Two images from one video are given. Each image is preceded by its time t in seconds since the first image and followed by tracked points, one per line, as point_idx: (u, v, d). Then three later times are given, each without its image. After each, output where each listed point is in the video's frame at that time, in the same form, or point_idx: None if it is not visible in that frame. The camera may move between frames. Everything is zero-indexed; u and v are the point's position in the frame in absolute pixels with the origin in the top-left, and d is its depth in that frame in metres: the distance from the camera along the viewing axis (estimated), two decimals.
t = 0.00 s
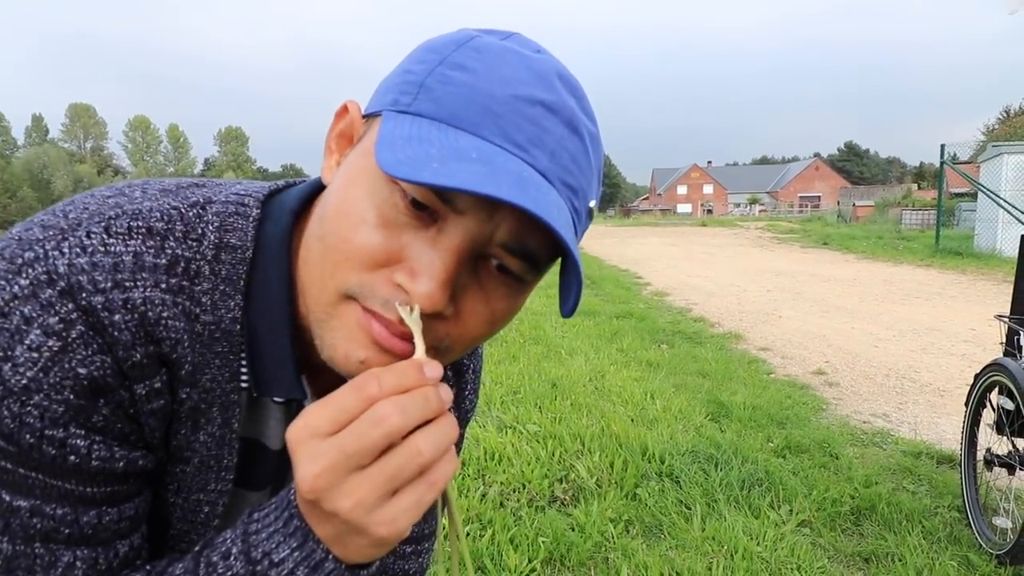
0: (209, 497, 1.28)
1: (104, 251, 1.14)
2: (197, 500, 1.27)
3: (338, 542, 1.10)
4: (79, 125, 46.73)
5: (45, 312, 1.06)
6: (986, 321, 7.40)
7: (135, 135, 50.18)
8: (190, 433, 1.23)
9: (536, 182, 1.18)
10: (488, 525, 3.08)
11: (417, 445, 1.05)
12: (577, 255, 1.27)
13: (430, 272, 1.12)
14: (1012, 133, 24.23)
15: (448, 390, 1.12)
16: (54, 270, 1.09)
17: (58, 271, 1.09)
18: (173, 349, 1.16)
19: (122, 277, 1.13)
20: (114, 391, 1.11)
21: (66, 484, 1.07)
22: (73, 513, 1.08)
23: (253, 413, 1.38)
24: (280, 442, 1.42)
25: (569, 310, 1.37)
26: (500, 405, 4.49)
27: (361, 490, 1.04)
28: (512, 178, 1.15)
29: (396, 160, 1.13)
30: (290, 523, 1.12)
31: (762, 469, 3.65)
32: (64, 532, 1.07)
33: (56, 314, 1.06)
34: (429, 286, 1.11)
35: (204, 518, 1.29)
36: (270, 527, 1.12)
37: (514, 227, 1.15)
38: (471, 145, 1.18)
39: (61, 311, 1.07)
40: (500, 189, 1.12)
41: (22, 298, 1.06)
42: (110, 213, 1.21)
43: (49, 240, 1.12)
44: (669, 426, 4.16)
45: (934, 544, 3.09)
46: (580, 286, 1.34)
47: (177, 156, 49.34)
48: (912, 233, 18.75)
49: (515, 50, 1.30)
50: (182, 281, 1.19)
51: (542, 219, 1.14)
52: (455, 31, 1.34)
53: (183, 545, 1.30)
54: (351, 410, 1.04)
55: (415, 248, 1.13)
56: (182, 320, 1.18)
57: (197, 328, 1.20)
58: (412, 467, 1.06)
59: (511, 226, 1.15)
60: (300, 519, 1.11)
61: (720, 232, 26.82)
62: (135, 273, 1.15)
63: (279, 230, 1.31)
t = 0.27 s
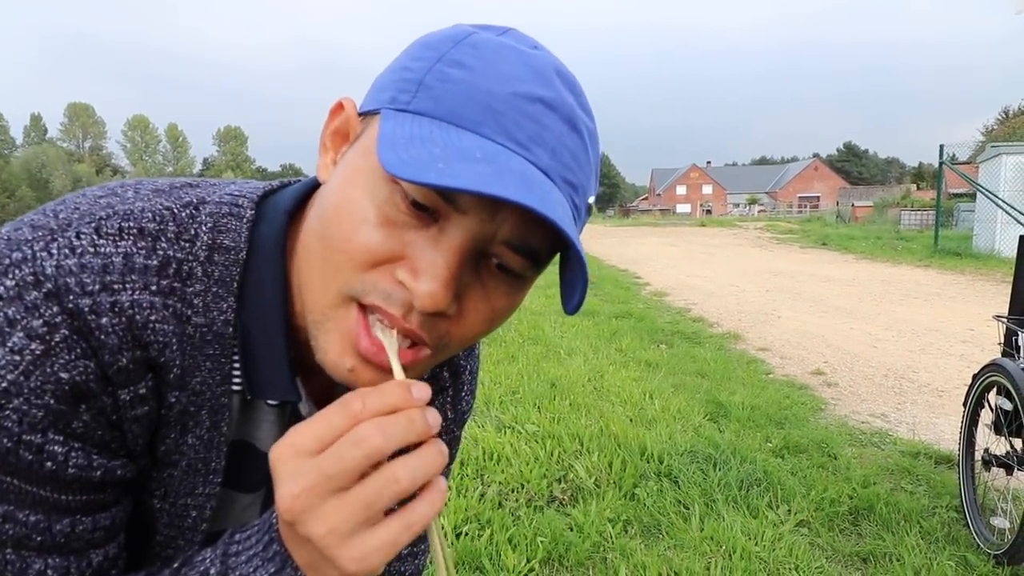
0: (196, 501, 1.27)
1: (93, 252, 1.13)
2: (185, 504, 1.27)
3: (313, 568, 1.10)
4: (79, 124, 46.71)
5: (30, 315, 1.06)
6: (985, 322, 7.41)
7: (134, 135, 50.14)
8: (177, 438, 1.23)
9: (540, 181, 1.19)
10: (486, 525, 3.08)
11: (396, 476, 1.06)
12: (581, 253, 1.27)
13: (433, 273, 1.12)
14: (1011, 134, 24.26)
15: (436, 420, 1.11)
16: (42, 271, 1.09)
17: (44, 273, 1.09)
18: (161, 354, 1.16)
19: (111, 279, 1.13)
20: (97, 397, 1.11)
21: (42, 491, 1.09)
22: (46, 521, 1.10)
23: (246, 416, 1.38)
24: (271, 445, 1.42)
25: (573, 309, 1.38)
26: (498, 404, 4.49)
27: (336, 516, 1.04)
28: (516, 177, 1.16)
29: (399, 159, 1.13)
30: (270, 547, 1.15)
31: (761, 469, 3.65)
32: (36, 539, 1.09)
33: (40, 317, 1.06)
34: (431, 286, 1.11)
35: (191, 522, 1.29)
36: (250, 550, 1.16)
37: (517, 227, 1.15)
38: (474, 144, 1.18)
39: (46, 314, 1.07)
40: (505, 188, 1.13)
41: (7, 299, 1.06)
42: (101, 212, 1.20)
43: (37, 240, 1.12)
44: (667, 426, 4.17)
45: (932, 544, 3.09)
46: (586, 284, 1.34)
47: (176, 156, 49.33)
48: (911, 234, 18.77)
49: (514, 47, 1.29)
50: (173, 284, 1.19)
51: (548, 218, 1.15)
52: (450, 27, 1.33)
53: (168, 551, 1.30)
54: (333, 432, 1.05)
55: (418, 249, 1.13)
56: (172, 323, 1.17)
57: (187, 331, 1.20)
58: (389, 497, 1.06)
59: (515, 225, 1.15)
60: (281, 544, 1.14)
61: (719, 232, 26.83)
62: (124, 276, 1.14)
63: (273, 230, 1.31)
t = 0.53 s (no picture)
0: (196, 505, 1.27)
1: (91, 259, 1.13)
2: (185, 508, 1.26)
3: (308, 561, 1.12)
4: (77, 123, 46.66)
5: (27, 323, 1.06)
6: (984, 321, 7.41)
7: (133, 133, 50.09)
8: (176, 443, 1.22)
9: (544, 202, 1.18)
10: (484, 524, 3.07)
11: (388, 455, 1.09)
12: (589, 273, 1.27)
13: (437, 291, 1.11)
14: (1009, 134, 24.28)
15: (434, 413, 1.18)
16: (39, 279, 1.08)
17: (42, 280, 1.08)
18: (160, 360, 1.16)
19: (108, 286, 1.12)
20: (96, 404, 1.11)
21: (40, 498, 1.09)
22: (45, 527, 1.11)
23: (246, 418, 1.38)
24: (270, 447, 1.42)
25: (581, 327, 1.37)
26: (497, 403, 4.49)
27: (328, 492, 1.07)
28: (520, 201, 1.15)
29: (403, 183, 1.12)
30: (272, 548, 1.17)
31: (760, 469, 3.65)
32: (36, 545, 1.10)
33: (38, 325, 1.06)
34: (436, 305, 1.10)
35: (191, 525, 1.28)
36: (255, 553, 1.19)
37: (521, 245, 1.15)
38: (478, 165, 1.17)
39: (44, 322, 1.06)
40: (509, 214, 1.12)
41: (4, 307, 1.06)
42: (98, 218, 1.19)
43: (34, 247, 1.11)
44: (666, 426, 4.16)
45: (930, 543, 3.09)
46: (594, 304, 1.33)
47: (174, 155, 49.30)
48: (909, 233, 18.79)
49: (517, 56, 1.27)
50: (171, 289, 1.18)
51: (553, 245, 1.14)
52: (451, 32, 1.31)
53: (168, 553, 1.29)
54: (330, 410, 1.11)
55: (421, 268, 1.12)
56: (171, 329, 1.17)
57: (185, 337, 1.19)
58: (379, 475, 1.09)
59: (520, 245, 1.14)
60: (283, 545, 1.16)
61: (718, 231, 26.84)
62: (122, 282, 1.14)
63: (272, 234, 1.30)
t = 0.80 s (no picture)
0: (199, 505, 1.26)
1: (96, 261, 1.12)
2: (188, 508, 1.26)
3: (312, 561, 1.13)
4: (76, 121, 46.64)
5: (33, 324, 1.05)
6: (983, 323, 7.41)
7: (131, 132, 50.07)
8: (181, 444, 1.21)
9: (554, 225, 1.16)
10: (482, 524, 3.07)
11: (395, 452, 1.09)
12: (597, 305, 1.23)
13: (447, 306, 1.10)
14: (1009, 135, 24.29)
15: (443, 415, 1.18)
16: (45, 281, 1.07)
17: (48, 282, 1.07)
18: (164, 362, 1.15)
19: (113, 287, 1.12)
20: (101, 405, 1.11)
21: (46, 498, 1.09)
22: (50, 526, 1.10)
23: (249, 421, 1.37)
24: (274, 448, 1.41)
25: (590, 347, 1.33)
26: (495, 403, 4.49)
27: (333, 490, 1.07)
28: (529, 230, 1.13)
29: (413, 212, 1.10)
30: (277, 548, 1.19)
31: (758, 470, 3.65)
32: (42, 544, 1.10)
33: (44, 326, 1.05)
34: (445, 320, 1.10)
35: (194, 525, 1.27)
36: (260, 553, 1.20)
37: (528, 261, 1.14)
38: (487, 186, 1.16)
39: (50, 323, 1.06)
40: (519, 243, 1.11)
41: (10, 308, 1.05)
42: (104, 219, 1.19)
43: (40, 248, 1.11)
44: (664, 426, 4.16)
45: (928, 545, 3.08)
46: (600, 330, 1.29)
47: (173, 154, 49.29)
48: (908, 234, 18.80)
49: (526, 70, 1.25)
50: (175, 290, 1.18)
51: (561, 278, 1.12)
52: (458, 43, 1.29)
53: (171, 552, 1.30)
54: (339, 408, 1.11)
55: (431, 284, 1.11)
56: (175, 330, 1.16)
57: (189, 339, 1.18)
58: (385, 473, 1.08)
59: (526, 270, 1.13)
60: (288, 545, 1.18)
61: (716, 232, 26.84)
62: (128, 283, 1.13)
63: (275, 238, 1.30)
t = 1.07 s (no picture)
0: (199, 504, 1.26)
1: (96, 261, 1.12)
2: (188, 508, 1.25)
3: (311, 558, 1.13)
4: (74, 120, 46.61)
5: (34, 324, 1.05)
6: (981, 324, 7.41)
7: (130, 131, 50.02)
8: (181, 443, 1.21)
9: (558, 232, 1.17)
10: (481, 523, 3.07)
11: (397, 447, 1.09)
12: (601, 311, 1.24)
13: (451, 309, 1.10)
14: (1008, 136, 24.31)
15: (446, 415, 1.18)
16: (45, 281, 1.08)
17: (48, 282, 1.07)
18: (164, 361, 1.15)
19: (114, 287, 1.11)
20: (102, 404, 1.10)
21: (46, 498, 1.09)
22: (51, 525, 1.10)
23: (249, 420, 1.36)
24: (274, 448, 1.41)
25: (594, 351, 1.34)
26: (493, 403, 4.49)
27: (334, 485, 1.07)
28: (534, 238, 1.13)
29: (418, 219, 1.09)
30: (279, 547, 1.19)
31: (756, 469, 3.65)
32: (43, 544, 1.10)
33: (44, 326, 1.05)
34: (449, 324, 1.10)
35: (194, 525, 1.27)
36: (261, 552, 1.20)
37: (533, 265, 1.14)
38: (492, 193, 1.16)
39: (50, 323, 1.06)
40: (525, 250, 1.11)
41: (11, 308, 1.05)
42: (104, 219, 1.19)
43: (40, 248, 1.11)
44: (663, 426, 4.16)
45: (926, 545, 3.09)
46: (605, 334, 1.30)
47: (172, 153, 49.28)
48: (907, 235, 18.81)
49: (530, 73, 1.24)
50: (175, 290, 1.17)
51: (567, 286, 1.13)
52: (462, 44, 1.28)
53: (171, 552, 1.29)
54: (342, 404, 1.11)
55: (435, 288, 1.11)
56: (175, 330, 1.16)
57: (190, 338, 1.18)
58: (387, 468, 1.08)
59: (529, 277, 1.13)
60: (289, 544, 1.18)
61: (715, 233, 26.86)
62: (128, 283, 1.13)
63: (275, 237, 1.30)
